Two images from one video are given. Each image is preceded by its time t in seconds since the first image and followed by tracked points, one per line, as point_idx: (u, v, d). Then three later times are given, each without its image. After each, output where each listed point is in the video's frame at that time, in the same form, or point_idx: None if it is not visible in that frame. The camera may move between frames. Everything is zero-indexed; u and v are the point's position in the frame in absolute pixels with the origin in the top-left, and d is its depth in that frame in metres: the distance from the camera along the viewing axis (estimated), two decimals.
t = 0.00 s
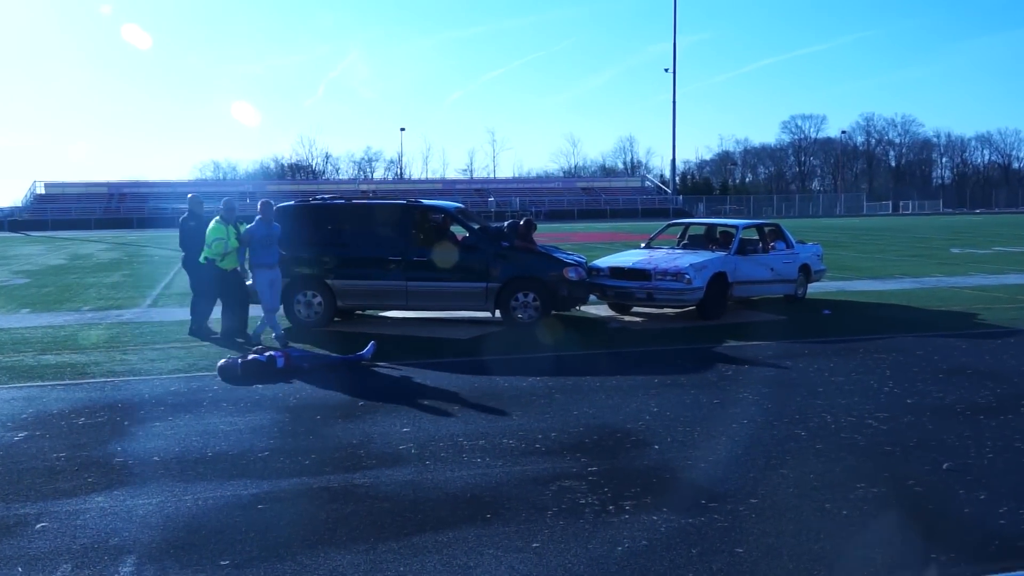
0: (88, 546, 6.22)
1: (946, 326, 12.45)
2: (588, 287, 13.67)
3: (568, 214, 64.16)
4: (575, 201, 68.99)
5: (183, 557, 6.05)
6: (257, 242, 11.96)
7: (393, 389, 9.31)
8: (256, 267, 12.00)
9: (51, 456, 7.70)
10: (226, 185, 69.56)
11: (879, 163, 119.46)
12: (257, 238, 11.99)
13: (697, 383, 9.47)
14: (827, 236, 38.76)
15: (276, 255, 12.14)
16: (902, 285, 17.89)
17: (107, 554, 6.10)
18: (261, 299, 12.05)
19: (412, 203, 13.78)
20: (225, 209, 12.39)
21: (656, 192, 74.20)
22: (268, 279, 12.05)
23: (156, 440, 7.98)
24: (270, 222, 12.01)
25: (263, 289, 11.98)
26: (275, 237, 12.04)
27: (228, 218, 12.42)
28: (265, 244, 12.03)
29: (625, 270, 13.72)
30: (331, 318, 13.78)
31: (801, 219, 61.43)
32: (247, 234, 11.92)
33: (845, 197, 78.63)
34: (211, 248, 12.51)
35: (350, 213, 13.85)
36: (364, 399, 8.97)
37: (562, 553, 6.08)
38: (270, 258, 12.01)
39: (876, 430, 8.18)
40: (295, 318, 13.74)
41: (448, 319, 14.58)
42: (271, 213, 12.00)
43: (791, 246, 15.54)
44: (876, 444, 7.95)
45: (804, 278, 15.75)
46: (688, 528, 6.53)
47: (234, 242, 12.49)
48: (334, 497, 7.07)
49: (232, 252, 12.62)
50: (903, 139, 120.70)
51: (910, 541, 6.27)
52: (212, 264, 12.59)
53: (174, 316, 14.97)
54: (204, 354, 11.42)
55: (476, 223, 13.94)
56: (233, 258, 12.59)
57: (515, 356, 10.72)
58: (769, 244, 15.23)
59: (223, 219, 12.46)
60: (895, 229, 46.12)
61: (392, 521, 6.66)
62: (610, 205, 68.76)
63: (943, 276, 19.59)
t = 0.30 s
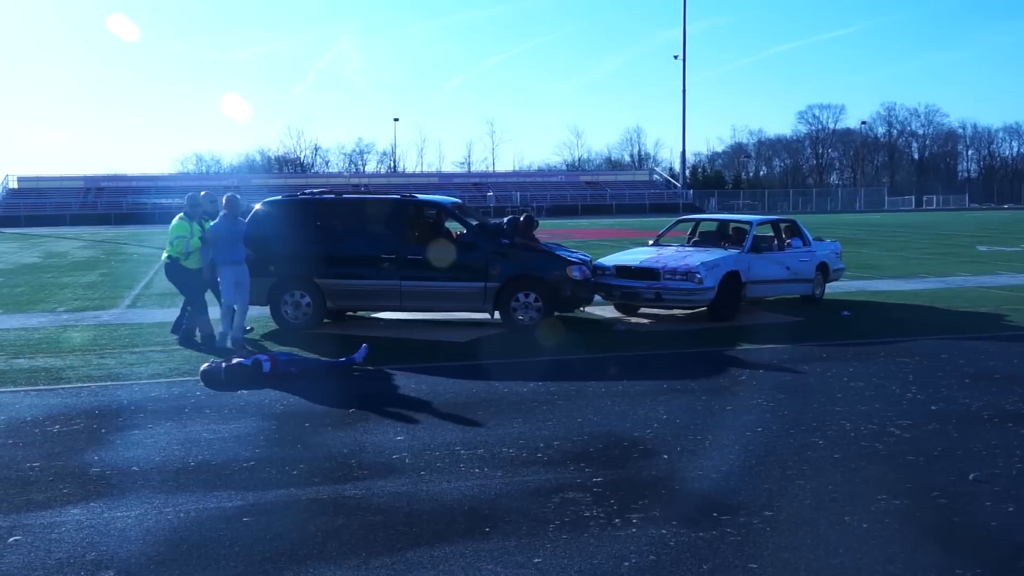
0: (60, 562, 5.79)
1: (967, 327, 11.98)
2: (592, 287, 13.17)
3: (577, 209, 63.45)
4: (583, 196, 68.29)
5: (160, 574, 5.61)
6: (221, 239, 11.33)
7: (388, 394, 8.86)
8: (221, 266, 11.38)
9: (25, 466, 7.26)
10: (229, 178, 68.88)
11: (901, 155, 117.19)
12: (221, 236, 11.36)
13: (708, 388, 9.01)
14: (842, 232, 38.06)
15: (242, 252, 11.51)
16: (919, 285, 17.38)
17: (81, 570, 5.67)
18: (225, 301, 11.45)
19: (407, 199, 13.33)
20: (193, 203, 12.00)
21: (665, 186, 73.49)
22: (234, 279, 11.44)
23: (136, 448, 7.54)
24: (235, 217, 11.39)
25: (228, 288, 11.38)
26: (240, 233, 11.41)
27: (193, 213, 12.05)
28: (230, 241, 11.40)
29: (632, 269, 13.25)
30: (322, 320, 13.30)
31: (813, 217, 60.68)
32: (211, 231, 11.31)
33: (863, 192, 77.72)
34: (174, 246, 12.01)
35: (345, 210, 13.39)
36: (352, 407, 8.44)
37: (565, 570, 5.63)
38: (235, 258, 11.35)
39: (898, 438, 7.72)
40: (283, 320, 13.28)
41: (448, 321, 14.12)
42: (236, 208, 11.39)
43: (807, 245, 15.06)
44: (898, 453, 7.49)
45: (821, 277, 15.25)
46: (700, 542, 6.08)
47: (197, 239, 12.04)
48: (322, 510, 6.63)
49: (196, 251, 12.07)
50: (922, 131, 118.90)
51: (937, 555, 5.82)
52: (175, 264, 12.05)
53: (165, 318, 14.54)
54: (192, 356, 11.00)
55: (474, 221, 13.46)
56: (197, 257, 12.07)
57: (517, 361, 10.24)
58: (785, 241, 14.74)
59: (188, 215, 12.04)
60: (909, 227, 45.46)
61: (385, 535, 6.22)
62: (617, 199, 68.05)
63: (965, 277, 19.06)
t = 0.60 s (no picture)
0: None
1: (988, 330, 11.55)
2: (597, 287, 12.38)
3: (583, 202, 62.53)
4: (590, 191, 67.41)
5: None
6: (175, 235, 10.88)
7: (383, 400, 8.44)
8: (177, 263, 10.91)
9: None
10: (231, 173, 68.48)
11: (926, 147, 111.88)
12: (176, 231, 10.90)
13: (719, 394, 8.58)
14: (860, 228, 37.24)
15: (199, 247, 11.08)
16: (937, 285, 16.91)
17: None
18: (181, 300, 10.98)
19: (400, 193, 12.49)
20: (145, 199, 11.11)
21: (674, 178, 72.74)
22: (190, 277, 10.99)
23: (114, 458, 7.14)
24: (189, 210, 10.95)
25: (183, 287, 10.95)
26: (193, 228, 10.97)
27: (147, 209, 11.14)
28: (185, 237, 10.94)
29: (640, 268, 12.50)
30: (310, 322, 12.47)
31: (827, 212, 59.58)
32: (165, 226, 10.87)
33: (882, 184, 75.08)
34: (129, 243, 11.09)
35: (335, 206, 12.53)
36: (341, 414, 8.01)
37: None
38: (191, 252, 10.92)
39: (920, 447, 7.29)
40: (268, 321, 12.42)
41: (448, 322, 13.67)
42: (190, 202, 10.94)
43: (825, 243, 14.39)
44: (920, 462, 7.06)
45: (840, 277, 14.59)
46: (711, 557, 5.68)
47: (150, 237, 11.08)
48: (310, 523, 6.23)
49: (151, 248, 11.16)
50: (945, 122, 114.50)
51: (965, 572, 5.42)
52: (127, 262, 11.18)
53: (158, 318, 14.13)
54: (181, 357, 10.61)
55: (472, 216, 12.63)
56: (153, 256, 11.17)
57: (515, 365, 9.80)
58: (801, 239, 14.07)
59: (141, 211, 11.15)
60: (926, 223, 44.50)
61: (376, 549, 5.82)
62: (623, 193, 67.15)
63: (988, 276, 18.56)
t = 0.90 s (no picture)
0: None
1: (1010, 333, 11.11)
2: (601, 288, 11.63)
3: (588, 196, 61.64)
4: (598, 183, 66.46)
5: None
6: (125, 235, 10.44)
7: (377, 407, 8.03)
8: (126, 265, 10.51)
9: None
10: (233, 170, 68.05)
11: (949, 140, 107.98)
12: (127, 231, 10.44)
13: (731, 400, 8.15)
14: (876, 225, 36.49)
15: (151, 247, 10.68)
16: (955, 285, 16.42)
17: None
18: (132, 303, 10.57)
19: (390, 186, 11.72)
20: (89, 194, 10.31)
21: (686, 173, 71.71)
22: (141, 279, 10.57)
23: (89, 468, 6.73)
24: (140, 209, 10.52)
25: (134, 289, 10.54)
26: (145, 227, 10.53)
27: (92, 205, 10.37)
28: (136, 237, 10.50)
29: (648, 267, 11.82)
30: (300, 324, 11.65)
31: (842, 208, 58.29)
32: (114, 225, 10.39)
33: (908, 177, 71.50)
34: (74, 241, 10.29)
35: (325, 201, 11.71)
36: (330, 421, 7.63)
37: None
38: (142, 253, 10.52)
39: (946, 457, 6.87)
40: (253, 323, 11.57)
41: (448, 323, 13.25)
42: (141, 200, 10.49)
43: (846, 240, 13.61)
44: (946, 473, 6.64)
45: (860, 276, 13.86)
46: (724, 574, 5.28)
47: (97, 235, 10.29)
48: (296, 537, 5.83)
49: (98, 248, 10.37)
50: (977, 109, 108.95)
51: None
52: (74, 262, 10.40)
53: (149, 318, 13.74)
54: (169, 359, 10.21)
55: (468, 211, 11.85)
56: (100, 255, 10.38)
57: (514, 370, 9.38)
58: (821, 236, 13.32)
59: (86, 207, 10.36)
60: (937, 220, 43.87)
61: (366, 565, 5.42)
62: (629, 187, 66.18)
63: (1013, 276, 18.03)
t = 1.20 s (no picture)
0: None
1: None
2: (605, 287, 11.24)
3: (592, 190, 61.03)
4: (605, 176, 65.80)
5: None
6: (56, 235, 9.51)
7: (371, 413, 7.66)
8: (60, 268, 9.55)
9: None
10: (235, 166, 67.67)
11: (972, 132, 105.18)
12: (59, 230, 9.50)
13: (742, 407, 7.77)
14: (892, 221, 35.88)
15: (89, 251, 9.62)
16: (973, 284, 16.00)
17: None
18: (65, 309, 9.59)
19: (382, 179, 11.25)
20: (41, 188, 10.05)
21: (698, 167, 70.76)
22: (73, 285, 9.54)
23: (63, 479, 6.37)
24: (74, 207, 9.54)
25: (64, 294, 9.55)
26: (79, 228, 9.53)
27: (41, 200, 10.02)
28: (69, 237, 9.51)
29: (655, 266, 11.43)
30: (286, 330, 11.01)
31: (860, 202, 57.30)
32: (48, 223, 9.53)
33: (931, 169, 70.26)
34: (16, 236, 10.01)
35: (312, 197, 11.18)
36: (281, 437, 7.10)
37: None
38: (70, 256, 9.48)
39: (972, 467, 6.49)
40: (238, 327, 10.95)
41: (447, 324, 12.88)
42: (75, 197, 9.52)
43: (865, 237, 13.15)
44: (971, 484, 6.26)
45: (880, 275, 13.41)
46: None
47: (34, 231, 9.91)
48: (282, 551, 5.47)
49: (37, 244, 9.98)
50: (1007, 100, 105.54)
51: None
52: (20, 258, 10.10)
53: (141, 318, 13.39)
54: (155, 360, 9.86)
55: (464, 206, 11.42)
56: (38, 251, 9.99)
57: (515, 375, 9.00)
58: (838, 232, 12.87)
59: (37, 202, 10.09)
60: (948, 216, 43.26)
61: None
62: (637, 181, 65.52)
63: None
